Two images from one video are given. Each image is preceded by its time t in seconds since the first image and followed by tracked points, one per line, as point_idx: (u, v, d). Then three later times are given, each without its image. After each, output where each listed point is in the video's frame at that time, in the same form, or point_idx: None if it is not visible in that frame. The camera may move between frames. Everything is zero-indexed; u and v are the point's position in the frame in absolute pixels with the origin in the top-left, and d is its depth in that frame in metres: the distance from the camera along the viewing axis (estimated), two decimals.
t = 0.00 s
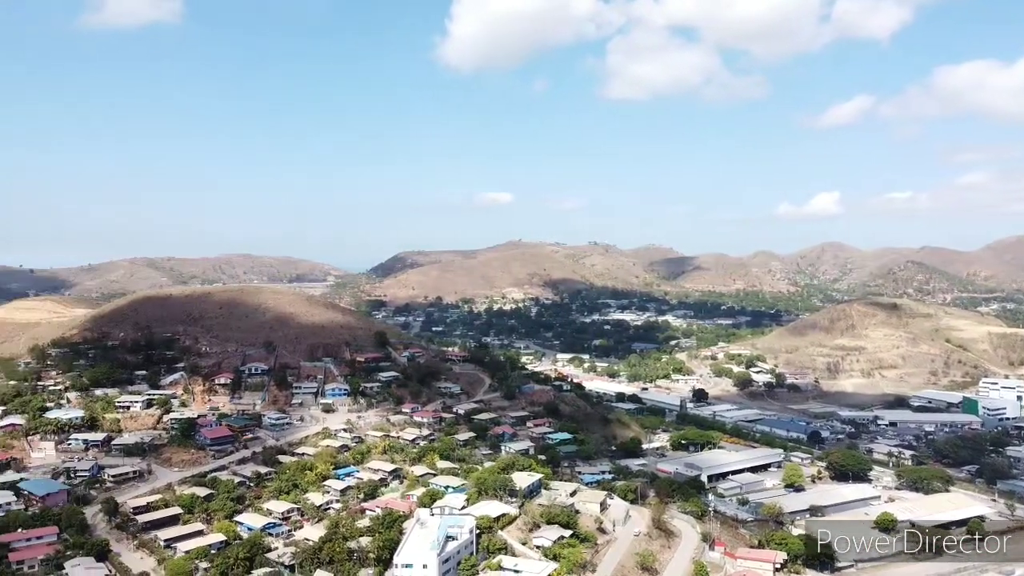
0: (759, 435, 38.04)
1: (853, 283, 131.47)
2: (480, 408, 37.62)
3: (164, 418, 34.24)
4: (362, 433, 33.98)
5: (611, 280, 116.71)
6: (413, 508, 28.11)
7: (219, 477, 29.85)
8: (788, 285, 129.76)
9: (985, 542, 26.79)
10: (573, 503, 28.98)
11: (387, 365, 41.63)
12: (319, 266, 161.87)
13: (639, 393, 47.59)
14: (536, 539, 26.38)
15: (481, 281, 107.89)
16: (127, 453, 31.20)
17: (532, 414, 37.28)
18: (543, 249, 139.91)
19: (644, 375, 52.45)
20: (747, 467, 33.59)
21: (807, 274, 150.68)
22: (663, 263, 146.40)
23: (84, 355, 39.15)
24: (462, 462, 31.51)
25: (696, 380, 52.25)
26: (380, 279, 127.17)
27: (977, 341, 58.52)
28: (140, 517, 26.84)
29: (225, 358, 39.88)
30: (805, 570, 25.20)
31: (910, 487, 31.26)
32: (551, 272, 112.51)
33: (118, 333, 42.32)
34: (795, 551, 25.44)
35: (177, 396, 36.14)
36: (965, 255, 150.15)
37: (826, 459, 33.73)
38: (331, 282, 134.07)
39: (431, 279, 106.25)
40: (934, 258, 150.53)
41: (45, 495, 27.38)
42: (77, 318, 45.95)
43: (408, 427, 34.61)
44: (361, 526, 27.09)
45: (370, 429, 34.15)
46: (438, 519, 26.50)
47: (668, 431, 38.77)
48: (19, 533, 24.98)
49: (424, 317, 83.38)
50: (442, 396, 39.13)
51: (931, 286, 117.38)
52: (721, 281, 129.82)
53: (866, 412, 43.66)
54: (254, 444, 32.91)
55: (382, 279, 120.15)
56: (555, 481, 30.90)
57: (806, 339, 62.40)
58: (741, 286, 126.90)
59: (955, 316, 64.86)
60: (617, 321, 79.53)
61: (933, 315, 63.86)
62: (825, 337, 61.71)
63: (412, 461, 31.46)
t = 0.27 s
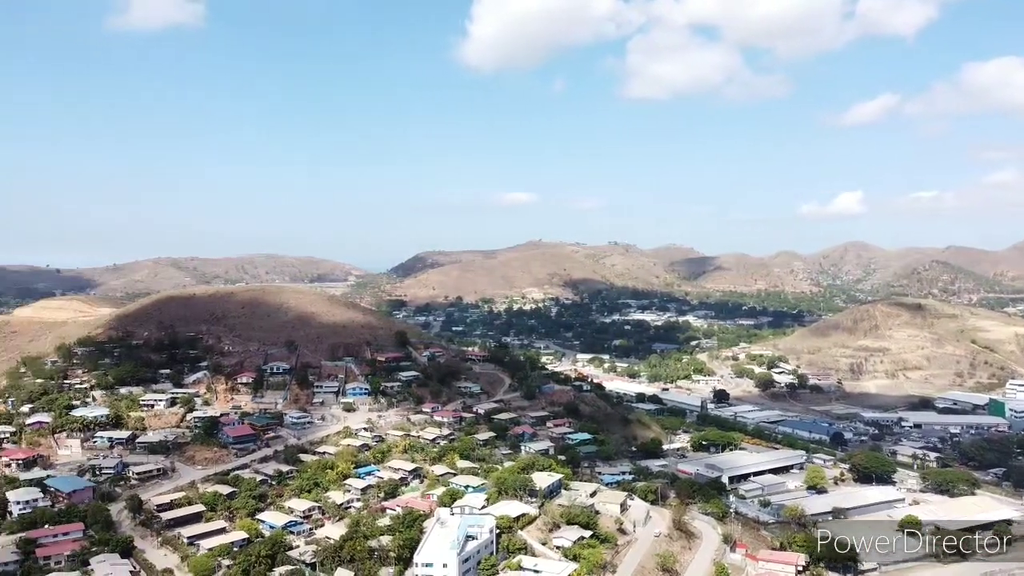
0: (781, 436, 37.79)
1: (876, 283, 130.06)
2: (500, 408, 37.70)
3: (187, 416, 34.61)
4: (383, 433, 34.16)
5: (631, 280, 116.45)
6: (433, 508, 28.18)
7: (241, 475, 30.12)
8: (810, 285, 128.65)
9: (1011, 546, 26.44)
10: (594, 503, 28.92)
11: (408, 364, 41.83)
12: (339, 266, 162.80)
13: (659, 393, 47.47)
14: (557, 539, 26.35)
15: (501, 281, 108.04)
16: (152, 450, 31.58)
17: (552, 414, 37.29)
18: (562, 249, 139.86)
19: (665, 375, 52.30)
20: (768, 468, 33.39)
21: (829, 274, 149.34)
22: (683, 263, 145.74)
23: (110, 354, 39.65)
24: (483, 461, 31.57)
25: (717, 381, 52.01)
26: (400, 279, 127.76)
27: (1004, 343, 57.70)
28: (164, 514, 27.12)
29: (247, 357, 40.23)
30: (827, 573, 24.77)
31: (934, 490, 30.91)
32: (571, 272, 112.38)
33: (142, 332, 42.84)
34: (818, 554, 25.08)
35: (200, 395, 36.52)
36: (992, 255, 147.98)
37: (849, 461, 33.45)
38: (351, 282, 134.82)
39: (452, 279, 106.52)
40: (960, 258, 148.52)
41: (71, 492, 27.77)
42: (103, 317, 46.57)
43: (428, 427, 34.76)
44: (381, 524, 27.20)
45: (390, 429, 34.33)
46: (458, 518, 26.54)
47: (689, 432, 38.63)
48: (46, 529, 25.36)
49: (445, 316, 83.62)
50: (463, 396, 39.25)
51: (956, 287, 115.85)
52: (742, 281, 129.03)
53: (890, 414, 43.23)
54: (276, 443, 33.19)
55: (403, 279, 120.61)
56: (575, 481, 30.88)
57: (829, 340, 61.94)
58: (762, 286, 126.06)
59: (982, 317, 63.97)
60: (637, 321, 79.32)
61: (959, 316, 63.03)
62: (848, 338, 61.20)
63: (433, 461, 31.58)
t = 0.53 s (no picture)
0: (797, 437, 37.59)
1: (895, 284, 128.92)
2: (515, 408, 37.75)
3: (205, 415, 34.86)
4: (398, 432, 34.29)
5: (647, 280, 116.20)
6: (448, 508, 28.22)
7: (258, 474, 30.29)
8: (827, 286, 127.76)
9: None
10: (609, 504, 28.84)
11: (423, 364, 41.98)
12: (355, 266, 163.49)
13: (675, 394, 47.34)
14: (571, 539, 26.30)
15: (516, 281, 108.12)
16: (169, 449, 31.84)
17: (567, 414, 37.29)
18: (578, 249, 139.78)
19: (681, 375, 52.17)
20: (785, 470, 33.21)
21: (847, 275, 148.23)
22: (699, 263, 145.19)
23: (128, 353, 40.02)
24: (498, 462, 31.59)
25: (733, 382, 51.79)
26: (416, 279, 128.11)
27: None
28: (181, 512, 27.31)
29: (264, 357, 40.48)
30: None
31: (953, 493, 30.63)
32: (586, 272, 112.24)
33: (160, 331, 43.20)
34: (835, 556, 24.82)
35: (217, 394, 36.80)
36: (1013, 254, 146.25)
37: (867, 463, 33.21)
38: (367, 282, 135.34)
39: (467, 279, 106.70)
40: (980, 258, 146.90)
41: (91, 490, 28.03)
42: (121, 317, 47.01)
43: (444, 426, 34.86)
44: (397, 524, 27.26)
45: (405, 429, 34.46)
46: (473, 518, 26.55)
47: (705, 432, 38.50)
48: (65, 527, 25.62)
49: (460, 316, 83.75)
50: (478, 395, 39.32)
51: (977, 287, 114.61)
52: (759, 281, 128.38)
53: (908, 415, 42.88)
54: (292, 442, 33.38)
55: (418, 279, 120.95)
56: (590, 481, 30.84)
57: (846, 340, 61.58)
58: (779, 286, 125.37)
59: (1003, 317, 63.27)
60: (652, 321, 79.17)
61: (979, 316, 62.35)
62: (866, 339, 60.77)
63: (448, 461, 31.65)
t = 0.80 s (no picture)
0: (820, 439, 37.29)
1: (919, 284, 127.36)
2: (535, 408, 37.79)
3: (227, 414, 35.20)
4: (418, 432, 34.43)
5: (668, 280, 115.79)
6: (468, 507, 28.25)
7: (279, 472, 30.52)
8: (850, 286, 126.49)
9: None
10: (629, 505, 28.75)
11: (443, 364, 42.14)
12: (376, 266, 164.31)
13: (696, 395, 47.14)
14: (592, 540, 26.24)
15: (536, 281, 108.19)
16: (193, 447, 32.19)
17: (587, 414, 37.26)
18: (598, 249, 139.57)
19: (702, 376, 51.94)
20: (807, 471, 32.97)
21: (871, 275, 146.67)
22: (721, 263, 144.34)
23: (152, 352, 40.50)
24: (518, 462, 31.61)
25: (755, 382, 51.45)
26: (436, 279, 128.52)
27: None
28: (204, 510, 27.56)
29: (285, 356, 40.79)
30: None
31: (980, 496, 30.22)
32: (606, 272, 111.98)
33: (184, 330, 43.69)
34: (859, 559, 24.51)
35: (240, 393, 37.14)
36: None
37: (891, 466, 32.88)
38: (387, 282, 135.95)
39: (487, 279, 106.85)
40: (1007, 258, 144.66)
41: (116, 487, 28.38)
42: (146, 316, 47.60)
43: (464, 426, 34.96)
44: (417, 523, 27.34)
45: (426, 428, 34.60)
46: (493, 518, 26.55)
47: (726, 433, 38.32)
48: (91, 523, 25.96)
49: (481, 316, 83.89)
50: (498, 395, 39.40)
51: (1004, 287, 112.89)
52: (780, 282, 127.41)
53: (934, 417, 42.36)
54: (314, 441, 33.62)
55: (438, 279, 121.32)
56: (610, 482, 30.77)
57: (870, 342, 61.06)
58: (801, 287, 124.37)
59: None
60: (673, 322, 78.89)
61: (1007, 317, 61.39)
62: (890, 340, 60.15)
63: (468, 460, 31.72)
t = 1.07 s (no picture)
0: (837, 440, 37.07)
1: (939, 284, 126.18)
2: (550, 408, 37.82)
3: (244, 413, 35.43)
4: (434, 432, 34.54)
5: (683, 281, 115.41)
6: (483, 507, 28.26)
7: (295, 471, 30.69)
8: (868, 286, 125.52)
9: None
10: (644, 505, 28.67)
11: (458, 364, 42.29)
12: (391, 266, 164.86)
13: (712, 395, 46.98)
14: (607, 540, 26.17)
15: (551, 281, 108.18)
16: (210, 445, 32.43)
17: (602, 415, 37.24)
18: (613, 249, 139.36)
19: (717, 376, 51.78)
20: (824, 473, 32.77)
21: (889, 275, 145.48)
22: (737, 263, 143.69)
23: (170, 351, 40.85)
24: (533, 462, 31.61)
25: (772, 383, 51.21)
26: (451, 279, 128.77)
27: None
28: (221, 508, 27.74)
29: (301, 355, 41.03)
30: None
31: (1000, 499, 29.92)
32: (621, 272, 111.77)
33: (201, 330, 44.04)
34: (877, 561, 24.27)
35: (256, 392, 37.39)
36: None
37: (909, 467, 32.63)
38: (403, 282, 136.35)
39: (502, 279, 106.96)
40: None
41: (134, 485, 28.60)
42: (164, 315, 48.03)
43: (479, 426, 35.03)
44: (432, 522, 27.37)
45: (441, 428, 34.70)
46: (509, 518, 26.54)
47: (742, 434, 38.19)
48: (110, 521, 26.19)
49: (496, 316, 84.00)
50: (513, 395, 39.46)
51: None
52: (797, 282, 126.68)
53: (953, 419, 41.99)
54: (329, 440, 33.79)
55: (453, 279, 121.56)
56: (625, 483, 30.71)
57: (888, 342, 60.70)
58: (818, 287, 123.61)
59: None
60: (688, 322, 78.67)
61: None
62: (908, 340, 59.68)
63: (483, 460, 31.75)
